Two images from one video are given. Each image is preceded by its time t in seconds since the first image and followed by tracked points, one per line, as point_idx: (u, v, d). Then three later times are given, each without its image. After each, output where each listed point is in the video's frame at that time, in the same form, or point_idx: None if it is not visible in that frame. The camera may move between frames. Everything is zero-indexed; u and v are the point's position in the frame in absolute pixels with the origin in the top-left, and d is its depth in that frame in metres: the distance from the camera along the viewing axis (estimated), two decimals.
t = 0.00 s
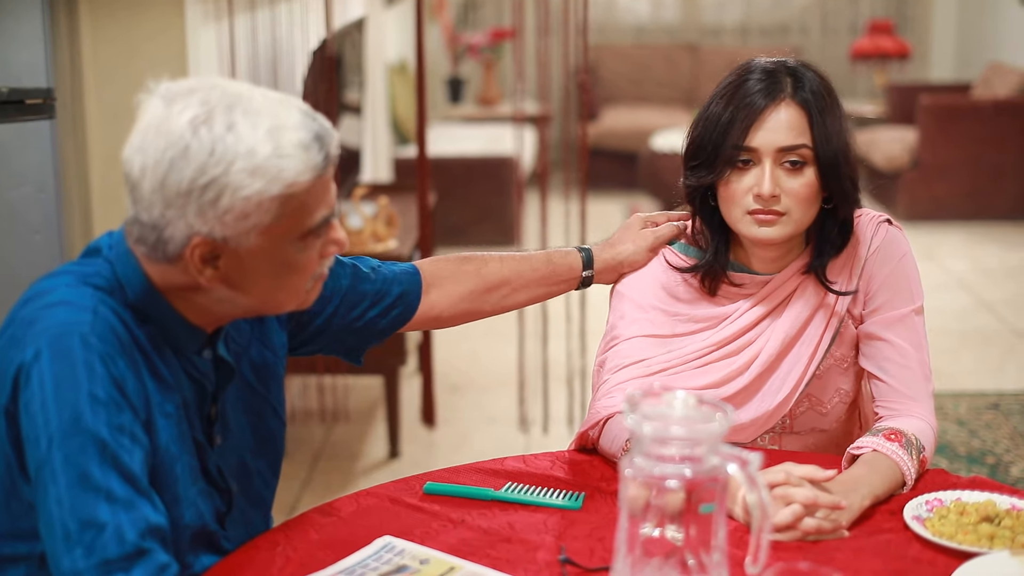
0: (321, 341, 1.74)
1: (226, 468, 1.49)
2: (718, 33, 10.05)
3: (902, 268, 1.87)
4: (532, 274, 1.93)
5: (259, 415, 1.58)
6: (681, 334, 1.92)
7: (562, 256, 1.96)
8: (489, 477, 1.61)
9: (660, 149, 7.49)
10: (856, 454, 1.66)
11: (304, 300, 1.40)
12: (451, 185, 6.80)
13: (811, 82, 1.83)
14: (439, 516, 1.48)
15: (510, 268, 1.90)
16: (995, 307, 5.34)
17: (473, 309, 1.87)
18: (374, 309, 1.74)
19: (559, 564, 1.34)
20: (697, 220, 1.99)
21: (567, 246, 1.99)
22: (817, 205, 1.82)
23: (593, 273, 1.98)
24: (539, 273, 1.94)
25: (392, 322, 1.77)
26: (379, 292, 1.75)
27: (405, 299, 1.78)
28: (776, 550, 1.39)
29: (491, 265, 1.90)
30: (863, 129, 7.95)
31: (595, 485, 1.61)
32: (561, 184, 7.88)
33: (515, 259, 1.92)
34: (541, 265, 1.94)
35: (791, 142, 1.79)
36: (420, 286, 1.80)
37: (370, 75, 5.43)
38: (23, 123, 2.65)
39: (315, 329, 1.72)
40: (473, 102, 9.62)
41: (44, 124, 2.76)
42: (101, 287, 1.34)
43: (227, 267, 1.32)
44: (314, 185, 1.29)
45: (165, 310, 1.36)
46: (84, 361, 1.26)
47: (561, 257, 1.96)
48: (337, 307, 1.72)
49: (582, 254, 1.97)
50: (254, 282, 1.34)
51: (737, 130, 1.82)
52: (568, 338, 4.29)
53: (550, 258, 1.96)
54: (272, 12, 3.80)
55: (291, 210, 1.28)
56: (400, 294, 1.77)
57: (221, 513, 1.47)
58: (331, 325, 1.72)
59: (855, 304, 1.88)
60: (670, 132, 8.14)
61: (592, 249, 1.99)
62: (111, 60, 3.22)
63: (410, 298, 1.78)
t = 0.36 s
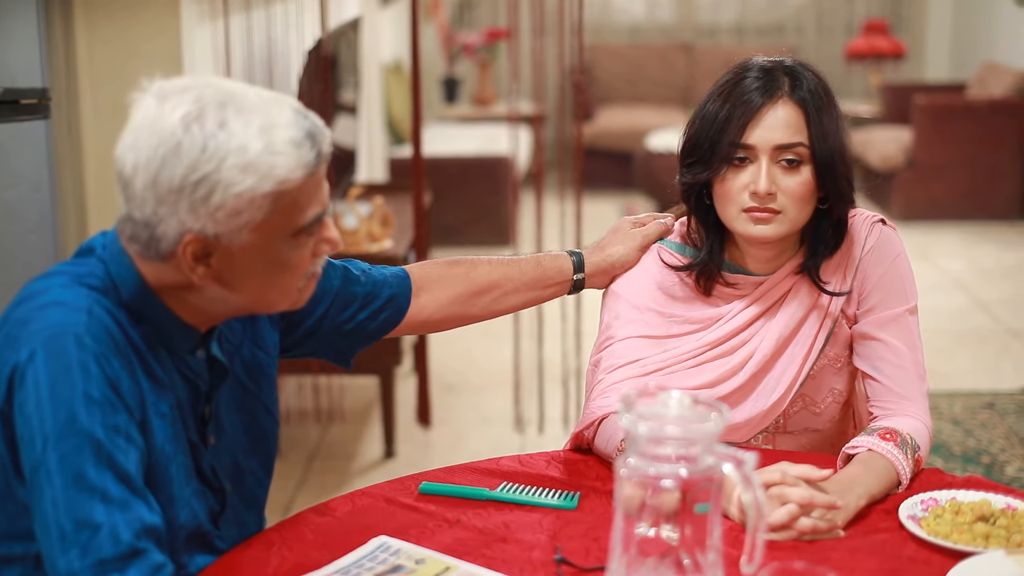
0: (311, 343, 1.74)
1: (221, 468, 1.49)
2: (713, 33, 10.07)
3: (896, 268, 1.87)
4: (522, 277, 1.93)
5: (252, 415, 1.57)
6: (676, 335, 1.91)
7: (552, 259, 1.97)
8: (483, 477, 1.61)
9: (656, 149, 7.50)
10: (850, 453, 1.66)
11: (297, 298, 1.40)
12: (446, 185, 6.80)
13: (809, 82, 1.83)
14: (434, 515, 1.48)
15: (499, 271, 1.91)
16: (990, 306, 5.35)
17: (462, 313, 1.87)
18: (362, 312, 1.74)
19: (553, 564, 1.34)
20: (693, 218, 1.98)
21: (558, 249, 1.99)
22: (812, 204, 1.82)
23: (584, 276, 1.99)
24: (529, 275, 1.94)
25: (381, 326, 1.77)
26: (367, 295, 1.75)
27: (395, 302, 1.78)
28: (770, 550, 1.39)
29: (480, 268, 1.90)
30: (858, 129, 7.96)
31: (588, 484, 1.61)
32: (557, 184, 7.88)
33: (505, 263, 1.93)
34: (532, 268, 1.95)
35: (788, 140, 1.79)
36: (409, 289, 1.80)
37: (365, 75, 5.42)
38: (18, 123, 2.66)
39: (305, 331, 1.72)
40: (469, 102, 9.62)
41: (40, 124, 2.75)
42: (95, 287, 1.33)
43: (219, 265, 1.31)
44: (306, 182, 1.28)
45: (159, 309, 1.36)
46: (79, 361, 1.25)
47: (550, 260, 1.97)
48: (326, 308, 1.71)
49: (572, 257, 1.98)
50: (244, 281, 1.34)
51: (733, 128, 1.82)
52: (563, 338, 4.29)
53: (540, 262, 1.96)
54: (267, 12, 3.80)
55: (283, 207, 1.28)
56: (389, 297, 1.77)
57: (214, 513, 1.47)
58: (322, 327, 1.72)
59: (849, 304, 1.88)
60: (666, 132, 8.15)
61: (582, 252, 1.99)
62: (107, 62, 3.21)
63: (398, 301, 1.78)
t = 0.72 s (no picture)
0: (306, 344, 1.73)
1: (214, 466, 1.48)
2: (707, 32, 10.07)
3: (892, 266, 1.87)
4: (514, 285, 1.93)
5: (246, 414, 1.57)
6: (673, 333, 1.91)
7: (545, 269, 1.97)
8: (478, 476, 1.61)
9: (650, 148, 7.50)
10: (845, 452, 1.66)
11: (287, 297, 1.39)
12: (440, 184, 6.80)
13: (806, 81, 1.83)
14: (429, 515, 1.48)
15: (491, 279, 1.91)
16: (984, 305, 5.35)
17: (454, 320, 1.87)
18: (353, 315, 1.74)
19: (549, 563, 1.33)
20: (689, 218, 1.98)
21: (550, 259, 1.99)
22: (810, 203, 1.82)
23: (577, 284, 1.98)
24: (520, 283, 1.94)
25: (372, 331, 1.76)
26: (359, 298, 1.74)
27: (386, 307, 1.77)
28: (765, 548, 1.40)
29: (472, 276, 1.90)
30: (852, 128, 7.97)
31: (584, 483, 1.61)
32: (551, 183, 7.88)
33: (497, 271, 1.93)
34: (524, 277, 1.95)
35: (785, 138, 1.79)
36: (400, 294, 1.80)
37: (359, 74, 5.41)
38: (13, 122, 2.63)
39: (296, 333, 1.71)
40: (463, 100, 9.61)
41: (33, 124, 2.75)
42: (87, 286, 1.33)
43: (209, 260, 1.31)
44: (300, 181, 1.28)
45: (151, 307, 1.35)
46: (72, 361, 1.25)
47: (543, 269, 1.97)
48: (317, 311, 1.72)
49: (564, 267, 1.98)
50: (234, 278, 1.33)
51: (730, 128, 1.81)
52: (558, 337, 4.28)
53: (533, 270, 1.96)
54: (261, 11, 3.79)
55: (275, 206, 1.27)
56: (381, 301, 1.76)
57: (209, 511, 1.46)
58: (312, 330, 1.72)
59: (845, 303, 1.88)
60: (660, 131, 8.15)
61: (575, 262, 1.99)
62: (100, 62, 3.21)
63: (390, 306, 1.78)
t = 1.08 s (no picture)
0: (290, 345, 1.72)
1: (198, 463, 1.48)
2: (701, 31, 10.08)
3: (886, 266, 1.87)
4: (496, 297, 1.94)
5: (228, 411, 1.56)
6: (666, 332, 1.91)
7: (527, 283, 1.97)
8: (473, 476, 1.60)
9: (643, 147, 7.50)
10: (837, 451, 1.66)
11: (266, 292, 1.39)
12: (433, 184, 6.79)
13: (801, 81, 1.82)
14: (423, 515, 1.47)
15: (472, 290, 1.91)
16: (977, 304, 5.36)
17: (435, 328, 1.87)
18: (334, 319, 1.73)
19: (542, 563, 1.33)
20: (682, 217, 1.97)
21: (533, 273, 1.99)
22: (803, 202, 1.82)
23: (559, 300, 1.98)
24: (502, 298, 1.94)
25: (352, 336, 1.75)
26: (340, 301, 1.73)
27: (367, 311, 1.76)
28: (758, 548, 1.40)
29: (453, 286, 1.90)
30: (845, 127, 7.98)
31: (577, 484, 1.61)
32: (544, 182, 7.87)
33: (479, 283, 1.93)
34: (506, 291, 1.95)
35: (779, 136, 1.79)
36: (380, 297, 1.79)
37: (352, 72, 5.40)
38: (5, 122, 2.63)
39: (277, 333, 1.70)
40: (456, 100, 9.61)
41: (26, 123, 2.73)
42: (64, 288, 1.32)
43: (185, 257, 1.30)
44: (272, 172, 1.28)
45: (128, 306, 1.34)
46: (50, 364, 1.24)
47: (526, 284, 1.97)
48: (299, 312, 1.70)
49: (547, 283, 1.98)
50: (210, 273, 1.33)
51: (725, 124, 1.81)
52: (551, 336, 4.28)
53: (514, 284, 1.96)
54: (254, 11, 3.78)
55: (248, 198, 1.27)
56: (362, 305, 1.76)
57: (195, 508, 1.46)
58: (294, 332, 1.71)
59: (838, 302, 1.88)
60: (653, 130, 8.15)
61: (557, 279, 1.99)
62: (94, 62, 3.20)
63: (371, 309, 1.77)
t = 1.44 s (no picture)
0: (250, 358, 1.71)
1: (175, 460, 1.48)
2: (693, 31, 10.08)
3: (879, 266, 1.87)
4: (441, 326, 1.83)
5: (201, 406, 1.56)
6: (659, 330, 1.90)
7: (475, 314, 1.86)
8: (466, 477, 1.60)
9: (636, 148, 7.50)
10: (830, 450, 1.66)
11: (231, 280, 1.39)
12: (426, 185, 6.78)
13: (797, 81, 1.82)
14: (416, 515, 1.47)
15: (417, 317, 1.82)
16: (969, 303, 5.37)
17: (375, 352, 1.80)
18: (292, 332, 1.71)
19: (535, 562, 1.33)
20: (676, 215, 1.97)
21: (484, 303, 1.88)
22: (797, 201, 1.82)
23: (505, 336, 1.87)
24: (445, 328, 1.84)
25: (305, 354, 1.73)
26: (296, 316, 1.71)
27: (319, 328, 1.73)
28: (751, 547, 1.40)
29: (399, 312, 1.81)
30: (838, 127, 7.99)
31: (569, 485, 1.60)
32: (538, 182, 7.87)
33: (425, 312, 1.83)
34: (450, 321, 1.85)
35: (774, 136, 1.79)
36: (334, 313, 1.75)
37: (344, 72, 5.39)
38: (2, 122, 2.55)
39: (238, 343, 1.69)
40: (449, 100, 9.61)
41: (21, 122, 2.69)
42: (29, 291, 1.32)
43: (148, 252, 1.31)
44: (228, 161, 1.29)
45: (94, 306, 1.34)
46: (18, 371, 1.25)
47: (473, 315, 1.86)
48: (261, 322, 1.69)
49: (497, 315, 1.86)
50: (175, 267, 1.33)
51: (720, 123, 1.81)
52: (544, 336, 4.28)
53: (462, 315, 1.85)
54: (246, 11, 3.78)
55: (206, 187, 1.28)
56: (315, 320, 1.73)
57: (174, 505, 1.46)
58: (257, 342, 1.69)
59: (832, 302, 1.88)
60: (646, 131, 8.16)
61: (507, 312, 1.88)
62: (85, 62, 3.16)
63: (324, 325, 1.74)
